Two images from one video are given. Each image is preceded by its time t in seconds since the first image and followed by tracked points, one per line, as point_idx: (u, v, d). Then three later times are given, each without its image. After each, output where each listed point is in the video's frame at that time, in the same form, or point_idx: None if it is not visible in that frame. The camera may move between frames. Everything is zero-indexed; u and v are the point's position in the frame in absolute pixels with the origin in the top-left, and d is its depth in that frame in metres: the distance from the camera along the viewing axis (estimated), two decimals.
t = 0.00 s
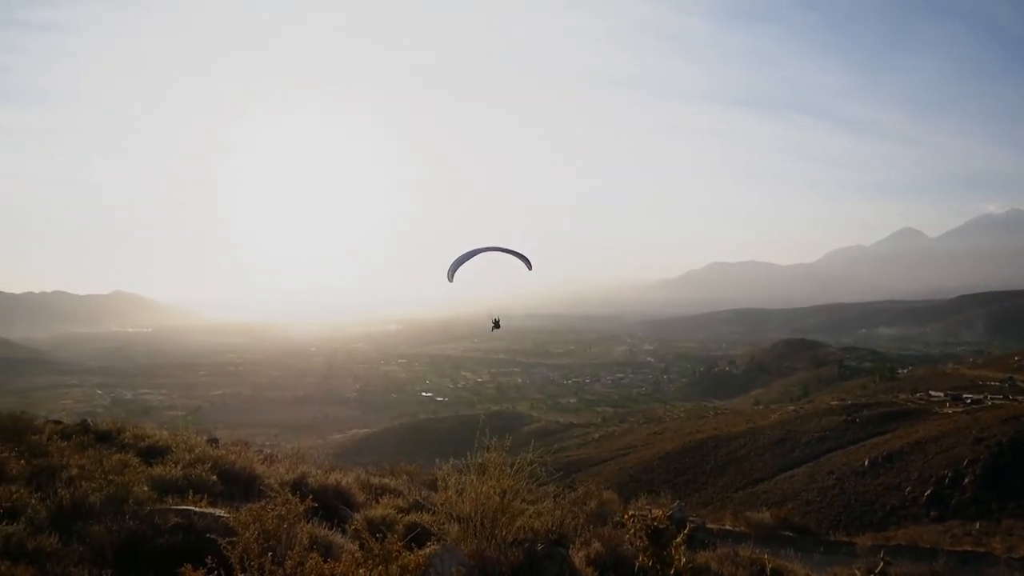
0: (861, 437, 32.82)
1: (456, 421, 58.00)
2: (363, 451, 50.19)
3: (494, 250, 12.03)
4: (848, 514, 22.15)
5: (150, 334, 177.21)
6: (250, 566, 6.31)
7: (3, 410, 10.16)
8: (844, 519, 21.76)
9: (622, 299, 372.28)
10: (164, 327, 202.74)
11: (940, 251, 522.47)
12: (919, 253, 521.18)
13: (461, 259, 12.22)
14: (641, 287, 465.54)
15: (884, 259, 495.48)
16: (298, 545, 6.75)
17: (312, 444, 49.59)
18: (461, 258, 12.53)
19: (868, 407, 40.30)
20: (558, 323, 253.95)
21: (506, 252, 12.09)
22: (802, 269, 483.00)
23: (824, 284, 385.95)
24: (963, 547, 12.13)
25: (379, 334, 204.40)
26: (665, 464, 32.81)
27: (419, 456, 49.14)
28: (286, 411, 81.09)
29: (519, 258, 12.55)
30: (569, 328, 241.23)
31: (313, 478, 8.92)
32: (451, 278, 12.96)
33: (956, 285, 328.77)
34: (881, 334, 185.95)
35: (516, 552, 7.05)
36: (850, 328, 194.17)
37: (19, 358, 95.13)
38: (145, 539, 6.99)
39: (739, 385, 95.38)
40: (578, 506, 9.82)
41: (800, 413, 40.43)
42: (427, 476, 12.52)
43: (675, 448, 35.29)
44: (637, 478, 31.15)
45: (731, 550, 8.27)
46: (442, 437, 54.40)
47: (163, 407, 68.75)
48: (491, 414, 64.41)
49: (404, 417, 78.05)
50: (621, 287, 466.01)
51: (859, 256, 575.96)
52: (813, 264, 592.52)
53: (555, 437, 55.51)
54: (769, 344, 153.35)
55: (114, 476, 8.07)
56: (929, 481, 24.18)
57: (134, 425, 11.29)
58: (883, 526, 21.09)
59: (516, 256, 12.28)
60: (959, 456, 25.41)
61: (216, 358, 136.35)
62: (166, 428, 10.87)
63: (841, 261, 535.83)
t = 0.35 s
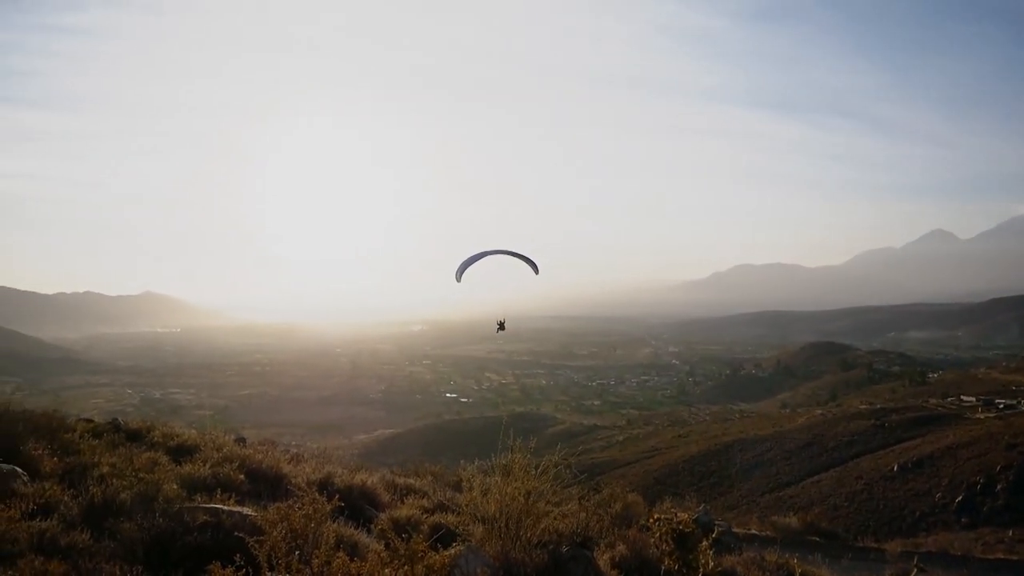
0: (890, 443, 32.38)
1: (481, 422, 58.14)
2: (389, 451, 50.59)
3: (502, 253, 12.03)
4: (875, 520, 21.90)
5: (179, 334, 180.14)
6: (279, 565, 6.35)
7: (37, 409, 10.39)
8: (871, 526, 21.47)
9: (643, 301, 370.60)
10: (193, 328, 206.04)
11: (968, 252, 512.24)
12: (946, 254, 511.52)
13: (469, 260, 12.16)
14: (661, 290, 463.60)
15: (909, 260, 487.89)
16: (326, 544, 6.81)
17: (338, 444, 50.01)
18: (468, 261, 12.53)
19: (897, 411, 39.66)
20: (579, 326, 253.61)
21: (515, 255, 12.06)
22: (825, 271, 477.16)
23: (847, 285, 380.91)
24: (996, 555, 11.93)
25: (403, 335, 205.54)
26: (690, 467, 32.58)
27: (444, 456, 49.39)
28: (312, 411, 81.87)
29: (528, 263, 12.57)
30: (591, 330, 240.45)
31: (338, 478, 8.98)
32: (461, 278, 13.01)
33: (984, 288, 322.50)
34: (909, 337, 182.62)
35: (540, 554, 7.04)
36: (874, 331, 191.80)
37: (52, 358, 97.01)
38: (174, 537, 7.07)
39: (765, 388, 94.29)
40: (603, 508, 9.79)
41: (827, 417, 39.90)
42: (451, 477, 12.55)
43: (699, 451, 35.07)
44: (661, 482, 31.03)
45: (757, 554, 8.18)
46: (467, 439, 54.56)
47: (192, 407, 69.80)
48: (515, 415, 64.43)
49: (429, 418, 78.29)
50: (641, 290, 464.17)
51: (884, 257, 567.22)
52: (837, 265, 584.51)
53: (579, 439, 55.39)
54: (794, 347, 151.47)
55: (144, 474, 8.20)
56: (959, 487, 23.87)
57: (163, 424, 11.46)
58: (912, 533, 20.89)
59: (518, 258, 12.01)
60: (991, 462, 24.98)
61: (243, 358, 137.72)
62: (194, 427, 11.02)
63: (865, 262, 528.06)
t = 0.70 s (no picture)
0: (912, 443, 32.10)
1: (499, 420, 58.21)
2: (407, 448, 50.86)
3: (502, 253, 10.84)
4: (896, 521, 21.75)
5: (200, 332, 182.40)
6: (300, 561, 6.36)
7: (60, 405, 10.54)
8: (893, 526, 21.28)
9: (659, 300, 369.82)
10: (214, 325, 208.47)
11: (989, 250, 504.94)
12: (966, 252, 504.63)
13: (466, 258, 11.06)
14: (676, 288, 462.07)
15: (927, 259, 481.98)
16: (345, 540, 6.83)
17: (358, 441, 50.31)
18: (469, 258, 11.58)
19: (918, 411, 39.16)
20: (595, 324, 253.54)
21: (516, 257, 10.84)
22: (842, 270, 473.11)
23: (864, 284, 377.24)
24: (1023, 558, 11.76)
25: (421, 332, 206.35)
26: (708, 467, 32.49)
27: (462, 454, 49.55)
28: (331, 408, 82.37)
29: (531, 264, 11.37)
30: (607, 329, 240.25)
31: (358, 475, 9.04)
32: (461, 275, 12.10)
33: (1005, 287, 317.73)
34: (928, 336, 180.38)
35: (558, 552, 7.04)
36: (899, 327, 187.62)
37: (76, 355, 98.48)
38: (196, 533, 7.13)
39: (784, 387, 93.52)
40: (621, 506, 9.76)
41: (847, 417, 39.53)
42: (468, 475, 12.57)
43: (718, 451, 34.91)
44: (679, 480, 30.96)
45: (777, 555, 8.14)
46: (485, 437, 54.69)
47: (212, 403, 70.56)
48: (533, 413, 64.43)
49: (446, 416, 78.49)
50: (656, 288, 462.95)
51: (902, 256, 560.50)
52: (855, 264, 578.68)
53: (597, 437, 55.28)
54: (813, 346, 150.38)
55: (166, 470, 8.28)
56: (982, 489, 23.68)
57: (184, 421, 11.56)
58: (933, 534, 20.80)
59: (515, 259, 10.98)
60: (1015, 462, 24.74)
61: (264, 356, 139.03)
62: (214, 424, 11.13)
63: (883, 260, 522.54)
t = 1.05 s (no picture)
0: (934, 443, 31.85)
1: (516, 418, 58.24)
2: (424, 445, 51.11)
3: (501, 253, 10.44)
4: (918, 522, 21.50)
5: (220, 330, 184.28)
6: (320, 558, 6.39)
7: (83, 402, 10.69)
8: (915, 527, 21.06)
9: (675, 298, 368.01)
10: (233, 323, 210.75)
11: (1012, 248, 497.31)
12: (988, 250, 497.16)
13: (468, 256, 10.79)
14: (692, 287, 460.43)
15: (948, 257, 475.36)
16: (364, 538, 6.83)
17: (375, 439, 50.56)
18: (467, 257, 11.11)
19: (940, 411, 38.71)
20: (611, 323, 253.26)
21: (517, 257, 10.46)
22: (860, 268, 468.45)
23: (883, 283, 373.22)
24: None
25: (438, 330, 207.10)
26: (727, 466, 32.36)
27: (480, 452, 49.71)
28: (349, 406, 82.94)
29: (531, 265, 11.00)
30: (623, 328, 239.84)
31: (377, 473, 9.08)
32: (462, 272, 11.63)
33: None
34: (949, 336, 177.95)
35: (578, 550, 7.02)
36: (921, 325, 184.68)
37: (99, 353, 99.81)
38: (216, 528, 7.19)
39: (804, 387, 92.72)
40: (638, 504, 9.77)
41: (868, 417, 39.09)
42: (486, 472, 12.62)
43: (737, 451, 34.72)
44: (697, 480, 30.86)
45: (798, 554, 8.10)
46: (502, 435, 54.74)
47: (232, 400, 71.27)
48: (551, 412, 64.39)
49: (463, 414, 78.62)
50: (671, 287, 461.54)
51: (922, 254, 553.59)
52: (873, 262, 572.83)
53: (615, 436, 55.23)
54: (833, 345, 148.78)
55: (187, 467, 8.36)
56: (1007, 490, 23.45)
57: (204, 418, 11.66)
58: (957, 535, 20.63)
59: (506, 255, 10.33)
60: None
61: (282, 354, 139.88)
62: (233, 421, 11.24)
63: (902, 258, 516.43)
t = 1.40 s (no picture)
0: (963, 444, 31.35)
1: (537, 416, 58.28)
2: (446, 441, 51.36)
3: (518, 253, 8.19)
4: (945, 523, 21.22)
5: (244, 327, 186.58)
6: (345, 552, 6.44)
7: (112, 397, 10.92)
8: (942, 528, 20.77)
9: (695, 295, 365.57)
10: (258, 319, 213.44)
11: None
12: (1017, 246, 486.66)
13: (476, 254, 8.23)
14: (713, 284, 457.22)
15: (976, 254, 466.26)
16: (388, 533, 6.89)
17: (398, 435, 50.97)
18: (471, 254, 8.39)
19: (969, 412, 38.05)
20: (631, 321, 252.57)
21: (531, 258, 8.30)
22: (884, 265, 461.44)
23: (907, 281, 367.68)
24: None
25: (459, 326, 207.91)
26: (750, 465, 32.16)
27: (502, 449, 49.85)
28: (371, 403, 83.56)
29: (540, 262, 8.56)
30: (643, 325, 238.98)
31: (399, 469, 9.18)
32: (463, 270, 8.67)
33: None
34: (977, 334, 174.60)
35: (600, 548, 7.01)
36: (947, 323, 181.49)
37: (126, 349, 101.34)
38: (242, 522, 7.28)
39: (829, 386, 91.72)
40: (660, 504, 9.74)
41: (893, 416, 38.57)
42: (508, 470, 12.68)
43: (760, 450, 34.49)
44: (719, 479, 30.71)
45: (822, 555, 8.03)
46: (523, 432, 54.82)
47: (257, 397, 72.18)
48: (573, 409, 64.34)
49: (485, 411, 78.86)
50: (691, 284, 459.00)
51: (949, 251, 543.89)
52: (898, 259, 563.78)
53: (637, 434, 55.12)
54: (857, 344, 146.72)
55: (213, 462, 8.48)
56: None
57: (230, 414, 11.82)
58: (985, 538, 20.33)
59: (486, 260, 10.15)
60: None
61: (305, 351, 141.00)
62: (258, 417, 11.38)
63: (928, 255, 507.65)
